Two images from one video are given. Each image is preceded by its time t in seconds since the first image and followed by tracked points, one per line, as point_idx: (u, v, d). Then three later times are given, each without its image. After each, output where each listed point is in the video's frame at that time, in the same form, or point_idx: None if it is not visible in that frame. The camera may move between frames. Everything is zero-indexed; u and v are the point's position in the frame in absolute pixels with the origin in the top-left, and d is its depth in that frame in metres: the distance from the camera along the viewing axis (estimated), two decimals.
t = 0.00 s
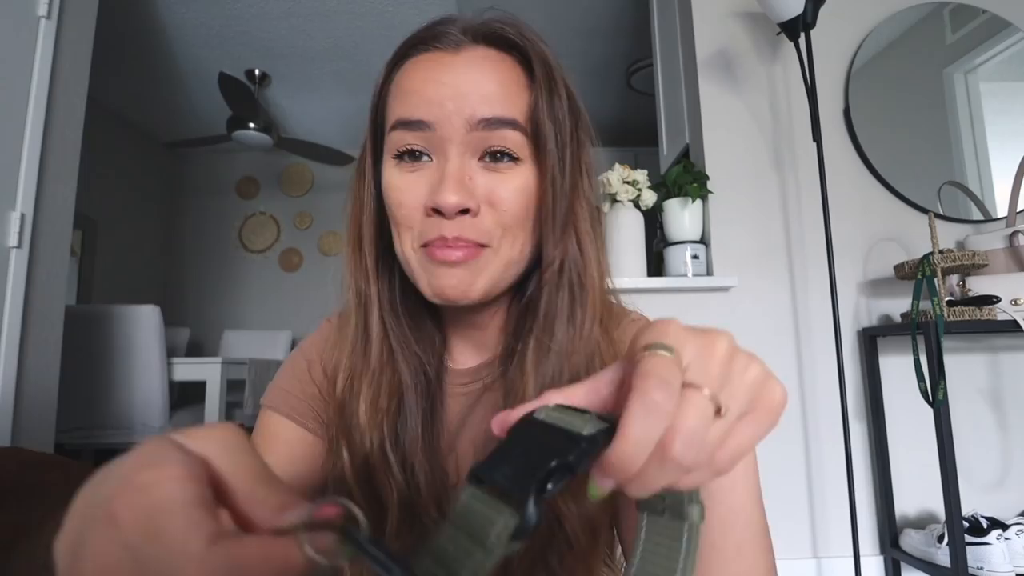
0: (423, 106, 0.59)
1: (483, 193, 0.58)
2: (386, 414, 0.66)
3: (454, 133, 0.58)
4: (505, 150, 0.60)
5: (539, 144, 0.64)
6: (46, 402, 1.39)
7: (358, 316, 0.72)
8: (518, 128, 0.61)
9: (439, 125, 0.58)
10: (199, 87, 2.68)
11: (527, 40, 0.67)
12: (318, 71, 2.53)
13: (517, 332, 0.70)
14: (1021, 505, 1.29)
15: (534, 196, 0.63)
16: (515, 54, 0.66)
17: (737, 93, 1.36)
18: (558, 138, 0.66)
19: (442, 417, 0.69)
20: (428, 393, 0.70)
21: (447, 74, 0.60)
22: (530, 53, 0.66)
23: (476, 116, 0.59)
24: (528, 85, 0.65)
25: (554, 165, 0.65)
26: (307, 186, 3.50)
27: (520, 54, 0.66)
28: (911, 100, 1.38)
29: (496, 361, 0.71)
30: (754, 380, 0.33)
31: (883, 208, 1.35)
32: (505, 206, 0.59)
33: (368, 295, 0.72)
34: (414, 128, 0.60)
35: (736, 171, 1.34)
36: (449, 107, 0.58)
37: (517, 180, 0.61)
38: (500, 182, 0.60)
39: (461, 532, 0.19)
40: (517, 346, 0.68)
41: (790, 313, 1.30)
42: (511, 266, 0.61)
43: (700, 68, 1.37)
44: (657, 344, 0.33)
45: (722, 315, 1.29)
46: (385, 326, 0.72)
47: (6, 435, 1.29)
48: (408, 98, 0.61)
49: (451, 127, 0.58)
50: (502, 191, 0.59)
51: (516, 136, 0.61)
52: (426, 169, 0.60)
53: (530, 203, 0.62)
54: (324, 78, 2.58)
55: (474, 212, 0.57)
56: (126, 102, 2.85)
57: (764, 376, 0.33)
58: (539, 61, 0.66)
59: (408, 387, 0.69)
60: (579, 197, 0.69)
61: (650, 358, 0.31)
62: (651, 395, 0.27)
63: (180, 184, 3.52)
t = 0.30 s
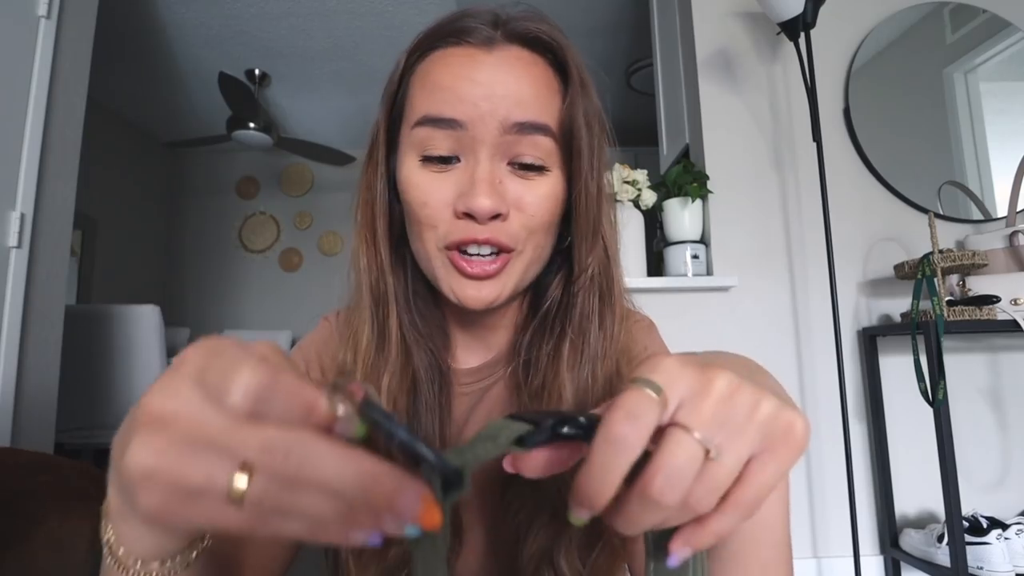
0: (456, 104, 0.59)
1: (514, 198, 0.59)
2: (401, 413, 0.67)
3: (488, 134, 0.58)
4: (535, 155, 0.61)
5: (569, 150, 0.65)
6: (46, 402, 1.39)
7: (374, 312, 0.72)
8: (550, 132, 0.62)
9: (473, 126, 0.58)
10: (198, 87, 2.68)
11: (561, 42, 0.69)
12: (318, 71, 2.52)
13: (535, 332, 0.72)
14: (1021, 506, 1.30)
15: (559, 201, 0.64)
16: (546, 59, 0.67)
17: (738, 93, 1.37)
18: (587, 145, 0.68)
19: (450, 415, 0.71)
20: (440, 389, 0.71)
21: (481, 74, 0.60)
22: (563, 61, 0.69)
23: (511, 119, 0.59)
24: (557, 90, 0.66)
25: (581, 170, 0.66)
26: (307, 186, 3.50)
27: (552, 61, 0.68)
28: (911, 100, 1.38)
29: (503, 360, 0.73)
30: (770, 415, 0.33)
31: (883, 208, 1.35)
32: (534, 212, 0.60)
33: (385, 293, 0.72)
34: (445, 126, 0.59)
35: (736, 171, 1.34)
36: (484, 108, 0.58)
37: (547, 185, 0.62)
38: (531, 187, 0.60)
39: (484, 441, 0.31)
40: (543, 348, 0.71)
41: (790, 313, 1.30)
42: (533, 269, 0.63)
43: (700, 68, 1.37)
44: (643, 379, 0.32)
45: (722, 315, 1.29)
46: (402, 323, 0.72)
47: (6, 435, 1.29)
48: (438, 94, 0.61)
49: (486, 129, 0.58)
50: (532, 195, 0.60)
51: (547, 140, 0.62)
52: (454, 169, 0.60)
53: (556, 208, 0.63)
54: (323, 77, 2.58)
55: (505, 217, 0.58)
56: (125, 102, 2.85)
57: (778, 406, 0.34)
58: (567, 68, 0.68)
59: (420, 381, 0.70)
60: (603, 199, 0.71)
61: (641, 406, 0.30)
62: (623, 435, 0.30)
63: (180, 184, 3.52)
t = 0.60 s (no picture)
0: (466, 99, 0.59)
1: (520, 195, 0.59)
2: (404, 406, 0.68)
3: (497, 131, 0.58)
4: (544, 153, 0.61)
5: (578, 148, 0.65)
6: (47, 401, 1.39)
7: (378, 305, 0.71)
8: (559, 131, 0.62)
9: (482, 122, 0.58)
10: (198, 87, 2.67)
11: (571, 41, 0.69)
12: (317, 71, 2.52)
13: (537, 330, 0.72)
14: (1021, 506, 1.30)
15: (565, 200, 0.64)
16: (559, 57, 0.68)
17: (738, 93, 1.37)
18: (598, 141, 0.68)
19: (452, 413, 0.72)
20: (442, 384, 0.72)
21: (493, 70, 0.60)
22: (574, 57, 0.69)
23: (521, 116, 0.59)
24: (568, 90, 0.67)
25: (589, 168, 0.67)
26: (307, 186, 3.50)
27: (564, 59, 0.68)
28: (911, 99, 1.38)
29: (505, 356, 0.74)
30: (742, 412, 0.33)
31: (883, 208, 1.35)
32: (540, 210, 0.60)
33: (391, 290, 0.71)
34: (453, 120, 0.59)
35: (735, 170, 1.34)
36: (495, 105, 0.58)
37: (555, 184, 0.62)
38: (539, 184, 0.60)
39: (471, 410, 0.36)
40: (545, 344, 0.71)
41: (790, 313, 1.30)
42: (535, 267, 0.63)
43: (700, 68, 1.37)
44: (618, 364, 0.33)
45: (722, 314, 1.29)
46: (406, 316, 0.71)
47: (6, 435, 1.29)
48: (449, 88, 0.60)
49: (495, 126, 0.58)
50: (539, 193, 0.60)
51: (556, 139, 0.62)
52: (460, 164, 0.60)
53: (563, 207, 0.64)
54: (323, 77, 2.58)
55: (511, 213, 0.58)
56: (125, 102, 2.85)
57: (752, 404, 0.34)
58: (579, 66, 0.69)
59: (422, 373, 0.71)
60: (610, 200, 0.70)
61: (607, 395, 0.32)
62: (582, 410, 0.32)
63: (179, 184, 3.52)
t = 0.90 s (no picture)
0: (463, 101, 0.59)
1: (519, 195, 0.59)
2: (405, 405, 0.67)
3: (494, 132, 0.58)
4: (543, 152, 0.61)
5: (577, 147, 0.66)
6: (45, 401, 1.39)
7: (378, 307, 0.71)
8: (557, 130, 0.62)
9: (479, 123, 0.58)
10: (198, 87, 2.67)
11: (568, 42, 0.69)
12: (317, 71, 2.52)
13: (537, 330, 0.72)
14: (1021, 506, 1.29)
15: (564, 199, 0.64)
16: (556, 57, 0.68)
17: (737, 93, 1.37)
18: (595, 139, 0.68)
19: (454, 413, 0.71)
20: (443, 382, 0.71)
21: (489, 71, 0.60)
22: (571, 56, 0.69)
23: (518, 118, 0.59)
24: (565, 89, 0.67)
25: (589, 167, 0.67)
26: (307, 186, 3.50)
27: (561, 59, 0.69)
28: (911, 99, 1.38)
29: (506, 357, 0.74)
30: (736, 393, 0.34)
31: (883, 208, 1.35)
32: (539, 209, 0.60)
33: (391, 291, 0.71)
34: (450, 122, 0.59)
35: (735, 170, 1.34)
36: (492, 105, 0.58)
37: (553, 183, 0.62)
38: (537, 184, 0.60)
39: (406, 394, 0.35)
40: (545, 344, 0.71)
41: (790, 313, 1.30)
42: (535, 266, 0.63)
43: (700, 68, 1.37)
44: (630, 343, 0.33)
45: (722, 314, 1.29)
46: (406, 316, 0.71)
47: (6, 436, 1.29)
48: (447, 91, 0.61)
49: (492, 127, 0.58)
50: (537, 193, 0.60)
51: (554, 138, 0.62)
52: (459, 166, 0.60)
53: (562, 206, 0.63)
54: (324, 77, 2.58)
55: (510, 212, 0.58)
56: (125, 102, 2.85)
57: (745, 386, 0.35)
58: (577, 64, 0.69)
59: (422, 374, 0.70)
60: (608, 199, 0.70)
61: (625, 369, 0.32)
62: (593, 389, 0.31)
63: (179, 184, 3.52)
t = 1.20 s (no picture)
0: (451, 86, 0.58)
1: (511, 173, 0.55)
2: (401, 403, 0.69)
3: (484, 113, 0.57)
4: (533, 130, 0.59)
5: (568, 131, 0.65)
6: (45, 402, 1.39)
7: (375, 303, 0.73)
8: (547, 110, 0.61)
9: (467, 106, 0.57)
10: (198, 87, 2.67)
11: (555, 26, 0.70)
12: (318, 71, 2.53)
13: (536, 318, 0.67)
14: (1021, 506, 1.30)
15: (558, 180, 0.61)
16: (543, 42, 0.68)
17: (737, 93, 1.37)
18: (582, 122, 0.68)
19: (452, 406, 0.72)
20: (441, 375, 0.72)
21: (475, 56, 0.60)
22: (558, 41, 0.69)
23: (506, 99, 0.58)
24: (553, 72, 0.67)
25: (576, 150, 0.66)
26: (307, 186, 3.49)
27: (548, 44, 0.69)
28: (911, 99, 1.38)
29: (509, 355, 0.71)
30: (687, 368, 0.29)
31: (883, 208, 1.35)
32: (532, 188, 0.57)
33: (386, 283, 0.73)
34: (439, 109, 0.58)
35: (735, 171, 1.34)
36: (480, 88, 0.58)
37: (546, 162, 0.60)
38: (529, 163, 0.58)
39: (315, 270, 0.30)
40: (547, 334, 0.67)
41: (790, 313, 1.30)
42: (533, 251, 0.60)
43: (700, 68, 1.37)
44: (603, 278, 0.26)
45: (722, 314, 1.29)
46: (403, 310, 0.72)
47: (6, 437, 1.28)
48: (437, 78, 0.60)
49: (482, 109, 0.57)
50: (529, 172, 0.57)
51: (545, 119, 0.61)
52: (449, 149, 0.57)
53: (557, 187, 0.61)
54: (324, 77, 2.58)
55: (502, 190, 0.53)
56: (125, 102, 2.85)
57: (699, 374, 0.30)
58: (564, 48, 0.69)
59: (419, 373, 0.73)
60: (599, 179, 0.71)
61: (550, 237, 0.25)
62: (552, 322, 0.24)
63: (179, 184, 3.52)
